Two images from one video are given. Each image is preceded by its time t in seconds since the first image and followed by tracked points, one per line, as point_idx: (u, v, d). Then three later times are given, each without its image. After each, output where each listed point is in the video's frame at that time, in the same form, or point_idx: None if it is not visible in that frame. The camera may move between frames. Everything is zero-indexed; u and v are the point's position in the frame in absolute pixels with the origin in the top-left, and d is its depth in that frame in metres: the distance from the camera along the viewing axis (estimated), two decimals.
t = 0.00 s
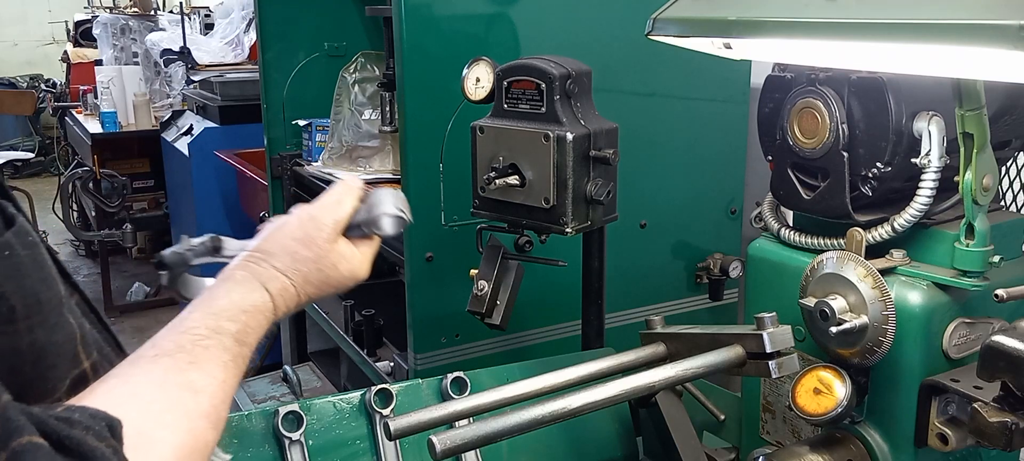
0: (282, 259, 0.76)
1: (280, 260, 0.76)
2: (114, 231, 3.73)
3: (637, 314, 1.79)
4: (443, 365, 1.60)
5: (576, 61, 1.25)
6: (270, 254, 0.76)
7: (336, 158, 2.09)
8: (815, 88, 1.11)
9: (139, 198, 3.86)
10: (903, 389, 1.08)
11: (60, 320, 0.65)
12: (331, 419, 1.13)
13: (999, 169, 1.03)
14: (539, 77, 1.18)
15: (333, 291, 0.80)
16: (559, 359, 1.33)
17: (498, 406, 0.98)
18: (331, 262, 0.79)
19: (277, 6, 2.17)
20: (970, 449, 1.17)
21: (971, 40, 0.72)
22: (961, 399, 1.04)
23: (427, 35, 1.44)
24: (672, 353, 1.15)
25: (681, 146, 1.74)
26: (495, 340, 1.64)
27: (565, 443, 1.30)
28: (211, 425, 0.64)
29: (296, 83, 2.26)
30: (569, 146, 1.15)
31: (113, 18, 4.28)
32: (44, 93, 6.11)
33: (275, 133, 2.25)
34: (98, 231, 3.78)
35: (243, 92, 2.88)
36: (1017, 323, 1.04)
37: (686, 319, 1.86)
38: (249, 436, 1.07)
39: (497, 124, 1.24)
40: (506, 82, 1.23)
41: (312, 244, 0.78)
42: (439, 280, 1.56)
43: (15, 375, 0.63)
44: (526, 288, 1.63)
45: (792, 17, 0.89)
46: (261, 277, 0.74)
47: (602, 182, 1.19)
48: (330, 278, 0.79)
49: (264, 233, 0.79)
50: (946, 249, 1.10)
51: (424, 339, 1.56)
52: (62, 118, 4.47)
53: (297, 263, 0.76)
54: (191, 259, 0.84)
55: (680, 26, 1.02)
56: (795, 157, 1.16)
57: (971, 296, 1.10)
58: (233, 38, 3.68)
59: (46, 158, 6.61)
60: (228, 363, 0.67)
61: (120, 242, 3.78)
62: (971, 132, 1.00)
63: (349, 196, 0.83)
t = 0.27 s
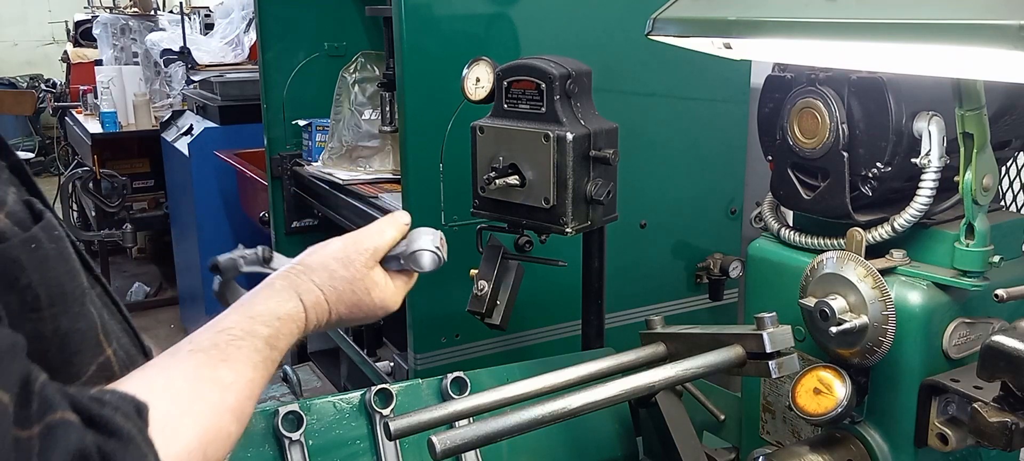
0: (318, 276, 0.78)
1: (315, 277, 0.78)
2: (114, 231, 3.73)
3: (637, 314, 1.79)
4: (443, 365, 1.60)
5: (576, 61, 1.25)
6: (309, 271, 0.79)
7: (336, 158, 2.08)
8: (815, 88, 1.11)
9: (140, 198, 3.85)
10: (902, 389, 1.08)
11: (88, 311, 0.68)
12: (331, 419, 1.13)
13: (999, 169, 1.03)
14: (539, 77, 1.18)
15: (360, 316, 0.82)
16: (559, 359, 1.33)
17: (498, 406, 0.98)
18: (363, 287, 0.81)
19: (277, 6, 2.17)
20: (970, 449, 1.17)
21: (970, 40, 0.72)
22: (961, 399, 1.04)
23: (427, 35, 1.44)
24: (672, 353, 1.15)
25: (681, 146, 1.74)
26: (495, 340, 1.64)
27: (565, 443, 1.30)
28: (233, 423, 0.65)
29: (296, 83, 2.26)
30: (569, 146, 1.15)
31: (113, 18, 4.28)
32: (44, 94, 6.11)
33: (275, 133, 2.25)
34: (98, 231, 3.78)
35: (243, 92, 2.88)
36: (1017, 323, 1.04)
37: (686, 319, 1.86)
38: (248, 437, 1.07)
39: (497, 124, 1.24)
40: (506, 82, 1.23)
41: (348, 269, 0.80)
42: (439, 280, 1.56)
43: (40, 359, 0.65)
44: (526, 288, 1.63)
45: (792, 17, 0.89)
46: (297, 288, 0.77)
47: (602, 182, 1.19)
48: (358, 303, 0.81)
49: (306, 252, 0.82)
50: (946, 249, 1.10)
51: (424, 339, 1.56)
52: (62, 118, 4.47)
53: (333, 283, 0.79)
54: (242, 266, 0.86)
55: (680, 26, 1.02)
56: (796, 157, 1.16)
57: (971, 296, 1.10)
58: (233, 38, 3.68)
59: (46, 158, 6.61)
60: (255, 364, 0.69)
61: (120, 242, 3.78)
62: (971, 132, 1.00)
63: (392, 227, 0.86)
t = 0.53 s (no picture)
0: (353, 251, 0.77)
1: (349, 252, 0.76)
2: (114, 231, 3.74)
3: (637, 314, 1.79)
4: (443, 365, 1.60)
5: (576, 61, 1.25)
6: (343, 245, 0.77)
7: (336, 158, 2.09)
8: (814, 88, 1.11)
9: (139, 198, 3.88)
10: (903, 389, 1.08)
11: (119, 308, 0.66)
12: (331, 419, 1.13)
13: (999, 169, 1.03)
14: (539, 77, 1.18)
15: (384, 293, 0.80)
16: (559, 359, 1.33)
17: (498, 406, 0.98)
18: (395, 266, 0.80)
19: (277, 5, 2.17)
20: (970, 449, 1.17)
21: (970, 41, 0.72)
22: (961, 399, 1.04)
23: (427, 35, 1.44)
24: (672, 353, 1.15)
25: (682, 146, 1.74)
26: (495, 340, 1.64)
27: (565, 443, 1.30)
28: (275, 383, 0.63)
29: (296, 83, 2.26)
30: (569, 146, 1.15)
31: (113, 18, 4.28)
32: (44, 94, 6.11)
33: (275, 133, 2.25)
34: (98, 231, 3.78)
35: (243, 92, 2.88)
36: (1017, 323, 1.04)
37: (686, 319, 1.86)
38: (249, 437, 1.07)
39: (497, 123, 1.24)
40: (506, 82, 1.23)
41: (381, 248, 0.79)
42: (439, 280, 1.56)
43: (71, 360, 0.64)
44: (526, 288, 1.63)
45: (792, 17, 0.89)
46: (332, 260, 0.74)
47: (602, 182, 1.19)
48: (387, 279, 0.79)
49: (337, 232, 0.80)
50: (946, 249, 1.10)
51: (424, 339, 1.56)
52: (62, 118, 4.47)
53: (369, 258, 0.77)
54: (291, 247, 0.98)
55: (680, 26, 1.02)
56: (795, 157, 1.16)
57: (971, 296, 1.10)
58: (233, 38, 3.68)
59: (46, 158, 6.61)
60: (298, 322, 0.66)
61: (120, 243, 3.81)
62: (971, 132, 1.00)
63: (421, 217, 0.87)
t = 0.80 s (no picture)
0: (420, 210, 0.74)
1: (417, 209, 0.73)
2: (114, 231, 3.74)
3: (637, 314, 1.79)
4: (443, 365, 1.60)
5: (577, 61, 1.25)
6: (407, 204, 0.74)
7: (336, 158, 2.09)
8: (815, 88, 1.11)
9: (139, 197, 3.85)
10: (903, 389, 1.08)
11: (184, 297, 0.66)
12: (331, 419, 1.12)
13: (999, 169, 1.03)
14: (539, 77, 1.18)
15: (439, 252, 0.74)
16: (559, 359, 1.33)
17: (498, 406, 0.98)
18: (441, 218, 0.75)
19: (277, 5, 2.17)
20: (970, 449, 1.17)
21: (970, 41, 0.72)
22: (961, 399, 1.04)
23: (427, 35, 1.44)
24: (672, 353, 1.15)
25: (682, 145, 1.74)
26: (495, 340, 1.64)
27: (565, 443, 1.30)
28: (349, 323, 0.58)
29: (296, 83, 2.26)
30: (569, 146, 1.15)
31: (112, 18, 4.28)
32: (44, 93, 6.12)
33: (275, 133, 2.25)
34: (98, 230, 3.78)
35: (243, 92, 2.87)
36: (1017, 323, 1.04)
37: (686, 319, 1.86)
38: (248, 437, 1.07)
39: (497, 123, 1.24)
40: (506, 82, 1.23)
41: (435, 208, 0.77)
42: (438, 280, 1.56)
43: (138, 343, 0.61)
44: (526, 288, 1.63)
45: (791, 17, 0.89)
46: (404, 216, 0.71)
47: (602, 182, 1.19)
48: (439, 234, 0.74)
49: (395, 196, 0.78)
50: (946, 249, 1.09)
51: (424, 339, 1.56)
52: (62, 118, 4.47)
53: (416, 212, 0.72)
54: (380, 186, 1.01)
55: (680, 26, 1.02)
56: (795, 157, 1.16)
57: (971, 296, 1.10)
58: (233, 38, 3.68)
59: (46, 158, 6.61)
60: (376, 270, 0.63)
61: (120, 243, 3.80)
62: (971, 132, 1.00)
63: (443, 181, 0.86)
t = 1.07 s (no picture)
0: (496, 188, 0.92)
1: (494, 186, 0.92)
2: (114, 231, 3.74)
3: (637, 314, 1.79)
4: (443, 364, 1.60)
5: (577, 61, 1.25)
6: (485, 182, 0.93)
7: (336, 159, 2.09)
8: (814, 88, 1.11)
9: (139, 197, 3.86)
10: (902, 389, 1.09)
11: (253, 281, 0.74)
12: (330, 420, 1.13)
13: (999, 169, 1.03)
14: (539, 78, 1.18)
15: (516, 227, 0.94)
16: (559, 359, 1.34)
17: (498, 406, 0.99)
18: (519, 198, 0.94)
19: (277, 5, 2.17)
20: (970, 449, 1.17)
21: (970, 41, 0.72)
22: (960, 398, 1.04)
23: (427, 35, 1.45)
24: (672, 353, 1.15)
25: (683, 145, 1.74)
26: (496, 340, 1.64)
27: (565, 443, 1.30)
28: (442, 286, 0.73)
29: (297, 83, 2.26)
30: (569, 146, 1.15)
31: (113, 18, 4.28)
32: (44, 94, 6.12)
33: (275, 133, 2.24)
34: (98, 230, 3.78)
35: (243, 92, 2.87)
36: (1016, 322, 1.05)
37: (686, 319, 1.87)
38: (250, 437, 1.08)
39: (498, 124, 1.24)
40: (506, 82, 1.24)
41: (511, 184, 0.96)
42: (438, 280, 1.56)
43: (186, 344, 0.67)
44: (527, 288, 1.63)
45: (791, 18, 0.89)
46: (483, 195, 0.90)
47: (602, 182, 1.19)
48: (517, 211, 0.93)
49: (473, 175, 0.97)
50: (946, 249, 1.10)
51: (424, 338, 1.57)
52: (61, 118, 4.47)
53: (495, 196, 0.90)
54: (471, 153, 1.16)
55: (680, 26, 1.02)
56: (795, 158, 1.16)
57: (971, 296, 1.11)
58: (233, 38, 3.68)
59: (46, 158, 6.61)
60: (464, 232, 0.82)
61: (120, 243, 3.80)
62: (970, 132, 1.01)
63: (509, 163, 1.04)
